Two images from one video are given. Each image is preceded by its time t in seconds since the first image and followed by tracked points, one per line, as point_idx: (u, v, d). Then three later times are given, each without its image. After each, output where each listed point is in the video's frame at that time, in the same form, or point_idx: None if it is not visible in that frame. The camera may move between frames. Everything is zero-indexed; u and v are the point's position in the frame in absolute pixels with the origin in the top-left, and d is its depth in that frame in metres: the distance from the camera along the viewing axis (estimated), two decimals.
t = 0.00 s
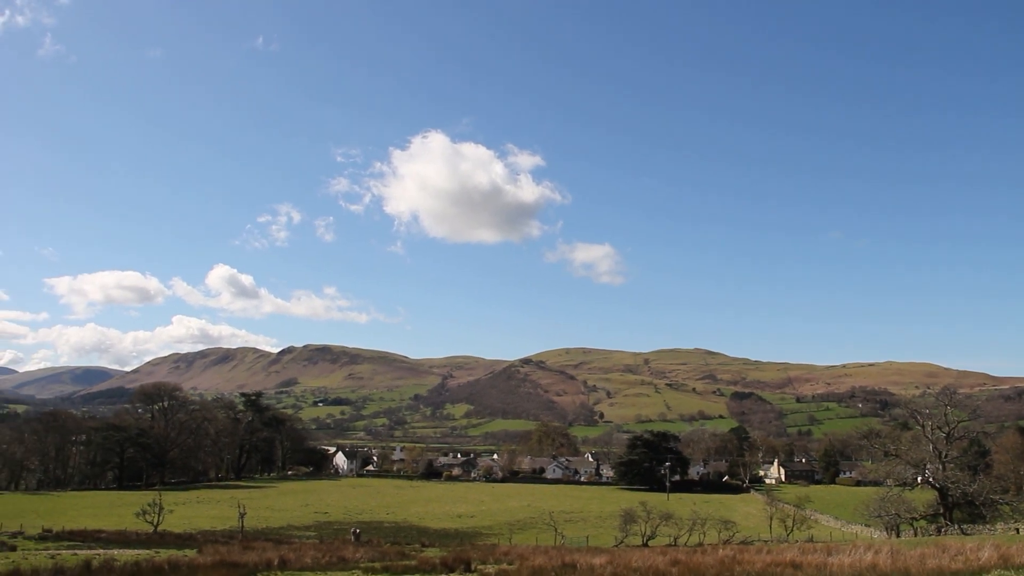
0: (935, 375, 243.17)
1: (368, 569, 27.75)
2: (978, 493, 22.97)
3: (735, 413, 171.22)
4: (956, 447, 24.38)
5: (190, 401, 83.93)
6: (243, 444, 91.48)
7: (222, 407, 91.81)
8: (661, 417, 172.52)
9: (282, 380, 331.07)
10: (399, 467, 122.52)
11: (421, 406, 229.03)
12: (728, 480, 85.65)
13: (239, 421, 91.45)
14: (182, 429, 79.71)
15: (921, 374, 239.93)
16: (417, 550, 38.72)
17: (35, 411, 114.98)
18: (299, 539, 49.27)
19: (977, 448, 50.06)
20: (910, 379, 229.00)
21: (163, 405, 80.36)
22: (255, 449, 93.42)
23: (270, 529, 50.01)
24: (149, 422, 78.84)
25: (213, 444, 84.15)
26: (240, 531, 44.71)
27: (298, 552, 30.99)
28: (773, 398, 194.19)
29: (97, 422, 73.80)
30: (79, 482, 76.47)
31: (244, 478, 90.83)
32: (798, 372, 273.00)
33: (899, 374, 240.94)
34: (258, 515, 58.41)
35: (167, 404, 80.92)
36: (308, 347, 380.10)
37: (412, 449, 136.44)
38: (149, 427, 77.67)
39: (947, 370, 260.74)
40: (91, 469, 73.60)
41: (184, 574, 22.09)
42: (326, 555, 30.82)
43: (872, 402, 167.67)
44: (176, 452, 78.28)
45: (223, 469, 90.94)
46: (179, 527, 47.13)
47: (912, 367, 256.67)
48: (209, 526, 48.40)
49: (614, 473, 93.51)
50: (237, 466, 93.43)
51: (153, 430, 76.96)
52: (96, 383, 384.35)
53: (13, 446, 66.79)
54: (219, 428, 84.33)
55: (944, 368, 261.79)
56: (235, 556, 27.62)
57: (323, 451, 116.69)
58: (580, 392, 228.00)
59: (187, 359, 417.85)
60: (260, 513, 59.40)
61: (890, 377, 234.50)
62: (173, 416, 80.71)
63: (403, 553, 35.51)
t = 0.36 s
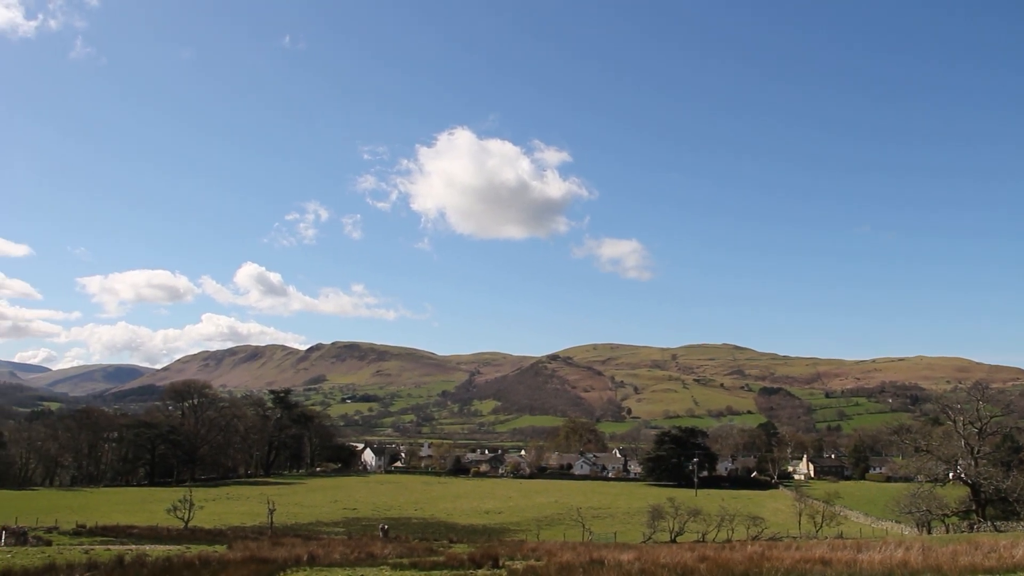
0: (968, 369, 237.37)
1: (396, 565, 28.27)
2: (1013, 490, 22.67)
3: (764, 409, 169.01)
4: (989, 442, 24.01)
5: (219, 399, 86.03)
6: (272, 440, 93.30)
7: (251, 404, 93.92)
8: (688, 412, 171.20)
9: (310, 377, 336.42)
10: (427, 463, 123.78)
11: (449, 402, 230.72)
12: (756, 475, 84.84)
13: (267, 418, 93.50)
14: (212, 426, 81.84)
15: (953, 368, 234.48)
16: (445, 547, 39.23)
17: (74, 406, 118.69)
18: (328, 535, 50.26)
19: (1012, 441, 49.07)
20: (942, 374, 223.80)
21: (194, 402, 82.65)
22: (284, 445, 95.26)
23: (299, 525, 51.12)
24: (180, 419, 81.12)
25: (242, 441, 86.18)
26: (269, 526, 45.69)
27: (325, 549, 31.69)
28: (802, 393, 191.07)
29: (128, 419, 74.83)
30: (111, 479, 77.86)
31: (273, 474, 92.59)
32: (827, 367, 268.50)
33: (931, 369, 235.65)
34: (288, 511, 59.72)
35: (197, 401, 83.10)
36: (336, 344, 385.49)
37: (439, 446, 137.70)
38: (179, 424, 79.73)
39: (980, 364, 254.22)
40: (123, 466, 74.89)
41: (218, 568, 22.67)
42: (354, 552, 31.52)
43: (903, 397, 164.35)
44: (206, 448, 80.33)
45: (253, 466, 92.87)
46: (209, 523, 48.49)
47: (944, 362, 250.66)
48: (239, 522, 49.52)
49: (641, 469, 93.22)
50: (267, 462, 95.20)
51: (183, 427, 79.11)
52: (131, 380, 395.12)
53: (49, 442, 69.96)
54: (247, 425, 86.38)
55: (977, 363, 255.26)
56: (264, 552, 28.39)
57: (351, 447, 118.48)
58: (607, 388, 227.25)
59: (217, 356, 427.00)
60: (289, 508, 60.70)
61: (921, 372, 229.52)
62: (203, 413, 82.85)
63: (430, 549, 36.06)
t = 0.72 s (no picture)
0: (992, 367, 232.48)
1: (418, 564, 28.64)
2: None
3: (785, 407, 167.28)
4: (1016, 441, 23.63)
5: (241, 399, 87.58)
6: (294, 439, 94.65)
7: (273, 404, 95.53)
8: (710, 411, 169.88)
9: (332, 377, 339.87)
10: (449, 462, 124.54)
11: (470, 402, 231.69)
12: (778, 474, 84.05)
13: (289, 417, 94.99)
14: (234, 426, 83.66)
15: (975, 366, 229.88)
16: (467, 547, 39.65)
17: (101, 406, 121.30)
18: (349, 533, 50.96)
19: None
20: (965, 371, 219.32)
21: (216, 402, 84.08)
22: (305, 444, 96.55)
23: (321, 524, 51.93)
24: (202, 419, 82.68)
25: (264, 440, 87.57)
26: (292, 525, 46.53)
27: (347, 547, 32.29)
28: (823, 392, 188.74)
29: (151, 419, 76.23)
30: (134, 478, 79.11)
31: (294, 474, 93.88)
32: (849, 365, 264.55)
33: (953, 367, 231.21)
34: (310, 510, 60.63)
35: (219, 401, 84.71)
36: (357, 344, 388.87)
37: (461, 445, 138.43)
38: (202, 423, 81.31)
39: (1005, 362, 248.63)
40: (146, 466, 76.19)
41: (240, 568, 23.15)
42: (376, 550, 32.06)
43: (926, 395, 161.39)
44: (229, 448, 81.88)
45: (275, 465, 94.30)
46: (231, 521, 49.52)
47: (968, 359, 245.87)
48: (260, 522, 50.44)
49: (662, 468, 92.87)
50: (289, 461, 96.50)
51: (206, 426, 80.69)
52: (155, 379, 402.40)
53: (73, 441, 71.88)
54: (269, 425, 87.84)
55: (1003, 361, 249.70)
56: (287, 551, 28.91)
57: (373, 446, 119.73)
58: (628, 386, 226.48)
59: (238, 356, 433.14)
60: (311, 508, 61.62)
61: (943, 369, 225.32)
62: (225, 412, 84.36)
63: (452, 548, 36.43)
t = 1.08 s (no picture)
0: None
1: (454, 563, 29.15)
2: None
3: (822, 404, 163.96)
4: None
5: (277, 398, 89.80)
6: (330, 438, 96.71)
7: (309, 404, 97.85)
8: (746, 409, 167.39)
9: (367, 376, 345.11)
10: (484, 461, 125.57)
11: (505, 400, 232.80)
12: (815, 472, 82.62)
13: (325, 417, 97.16)
14: (271, 425, 85.90)
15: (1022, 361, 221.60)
16: (502, 545, 40.12)
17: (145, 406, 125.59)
18: (386, 532, 52.04)
19: None
20: (1009, 367, 211.59)
21: (252, 401, 86.52)
22: (342, 443, 98.57)
23: (358, 522, 53.10)
24: (240, 418, 85.08)
25: (301, 439, 89.63)
26: (329, 524, 47.78)
27: (383, 545, 33.18)
28: (860, 389, 184.62)
29: (189, 419, 78.69)
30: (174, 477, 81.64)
31: (331, 472, 95.91)
32: (889, 362, 257.61)
33: (996, 363, 223.44)
34: (347, 508, 61.95)
35: (256, 401, 86.96)
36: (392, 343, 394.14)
37: (495, 444, 139.33)
38: (240, 422, 83.67)
39: None
40: (186, 464, 78.59)
41: (277, 565, 23.96)
42: (413, 548, 32.83)
43: (967, 392, 156.31)
44: (265, 447, 84.12)
45: (311, 464, 96.38)
46: (269, 520, 51.00)
47: (1014, 355, 237.20)
48: (298, 519, 51.94)
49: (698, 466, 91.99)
50: (325, 460, 98.36)
51: (243, 426, 83.04)
52: (197, 379, 413.80)
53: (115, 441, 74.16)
54: (305, 424, 89.96)
55: None
56: (325, 549, 29.75)
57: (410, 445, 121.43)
58: (663, 384, 224.68)
59: (275, 357, 442.52)
60: (348, 507, 62.95)
61: (984, 366, 218.03)
62: (262, 412, 86.65)
63: (488, 546, 36.90)
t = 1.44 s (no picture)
0: None
1: (484, 557, 29.82)
2: None
3: (856, 398, 160.83)
4: None
5: (310, 394, 91.66)
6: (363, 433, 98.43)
7: (342, 399, 99.73)
8: (779, 403, 164.96)
9: (400, 371, 349.02)
10: (516, 456, 126.31)
11: (536, 395, 233.29)
12: (850, 467, 81.29)
13: (358, 412, 98.86)
14: (305, 420, 87.67)
15: None
16: (535, 539, 40.64)
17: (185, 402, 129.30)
18: (419, 526, 52.99)
19: None
20: None
21: (286, 398, 88.53)
22: (374, 438, 100.23)
23: (390, 517, 54.11)
24: (274, 413, 86.97)
25: (334, 434, 91.34)
26: (362, 518, 48.87)
27: (416, 539, 33.94)
28: (895, 382, 180.70)
29: (223, 415, 81.06)
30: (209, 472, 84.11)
31: (364, 467, 97.60)
32: (925, 355, 251.04)
33: None
34: (379, 503, 63.15)
35: (289, 397, 89.32)
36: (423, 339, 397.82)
37: (528, 438, 139.89)
38: (274, 418, 85.57)
39: None
40: (220, 460, 81.04)
41: (309, 559, 24.87)
42: (446, 543, 33.51)
43: (1007, 384, 151.74)
44: (299, 442, 86.10)
45: (345, 459, 98.23)
46: (303, 514, 52.37)
47: None
48: (331, 514, 53.18)
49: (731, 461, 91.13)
50: (358, 455, 100.05)
51: (277, 421, 84.95)
52: (234, 374, 423.61)
53: (152, 436, 76.22)
54: (338, 419, 91.66)
55: None
56: (359, 544, 30.58)
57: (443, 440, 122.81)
58: (695, 378, 222.57)
59: (308, 352, 450.24)
60: (380, 501, 64.22)
61: None
62: (296, 407, 88.54)
63: (520, 541, 37.36)
